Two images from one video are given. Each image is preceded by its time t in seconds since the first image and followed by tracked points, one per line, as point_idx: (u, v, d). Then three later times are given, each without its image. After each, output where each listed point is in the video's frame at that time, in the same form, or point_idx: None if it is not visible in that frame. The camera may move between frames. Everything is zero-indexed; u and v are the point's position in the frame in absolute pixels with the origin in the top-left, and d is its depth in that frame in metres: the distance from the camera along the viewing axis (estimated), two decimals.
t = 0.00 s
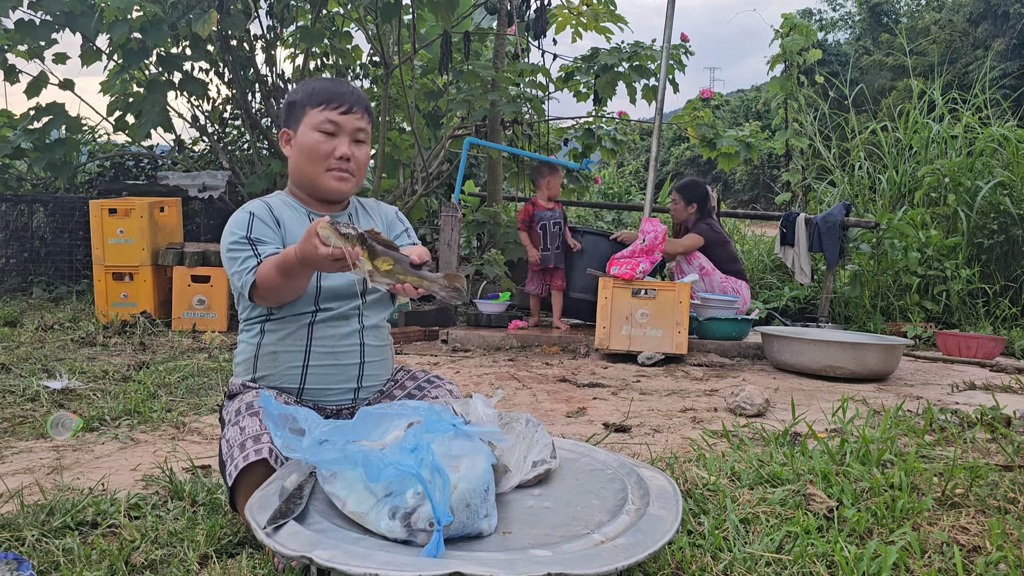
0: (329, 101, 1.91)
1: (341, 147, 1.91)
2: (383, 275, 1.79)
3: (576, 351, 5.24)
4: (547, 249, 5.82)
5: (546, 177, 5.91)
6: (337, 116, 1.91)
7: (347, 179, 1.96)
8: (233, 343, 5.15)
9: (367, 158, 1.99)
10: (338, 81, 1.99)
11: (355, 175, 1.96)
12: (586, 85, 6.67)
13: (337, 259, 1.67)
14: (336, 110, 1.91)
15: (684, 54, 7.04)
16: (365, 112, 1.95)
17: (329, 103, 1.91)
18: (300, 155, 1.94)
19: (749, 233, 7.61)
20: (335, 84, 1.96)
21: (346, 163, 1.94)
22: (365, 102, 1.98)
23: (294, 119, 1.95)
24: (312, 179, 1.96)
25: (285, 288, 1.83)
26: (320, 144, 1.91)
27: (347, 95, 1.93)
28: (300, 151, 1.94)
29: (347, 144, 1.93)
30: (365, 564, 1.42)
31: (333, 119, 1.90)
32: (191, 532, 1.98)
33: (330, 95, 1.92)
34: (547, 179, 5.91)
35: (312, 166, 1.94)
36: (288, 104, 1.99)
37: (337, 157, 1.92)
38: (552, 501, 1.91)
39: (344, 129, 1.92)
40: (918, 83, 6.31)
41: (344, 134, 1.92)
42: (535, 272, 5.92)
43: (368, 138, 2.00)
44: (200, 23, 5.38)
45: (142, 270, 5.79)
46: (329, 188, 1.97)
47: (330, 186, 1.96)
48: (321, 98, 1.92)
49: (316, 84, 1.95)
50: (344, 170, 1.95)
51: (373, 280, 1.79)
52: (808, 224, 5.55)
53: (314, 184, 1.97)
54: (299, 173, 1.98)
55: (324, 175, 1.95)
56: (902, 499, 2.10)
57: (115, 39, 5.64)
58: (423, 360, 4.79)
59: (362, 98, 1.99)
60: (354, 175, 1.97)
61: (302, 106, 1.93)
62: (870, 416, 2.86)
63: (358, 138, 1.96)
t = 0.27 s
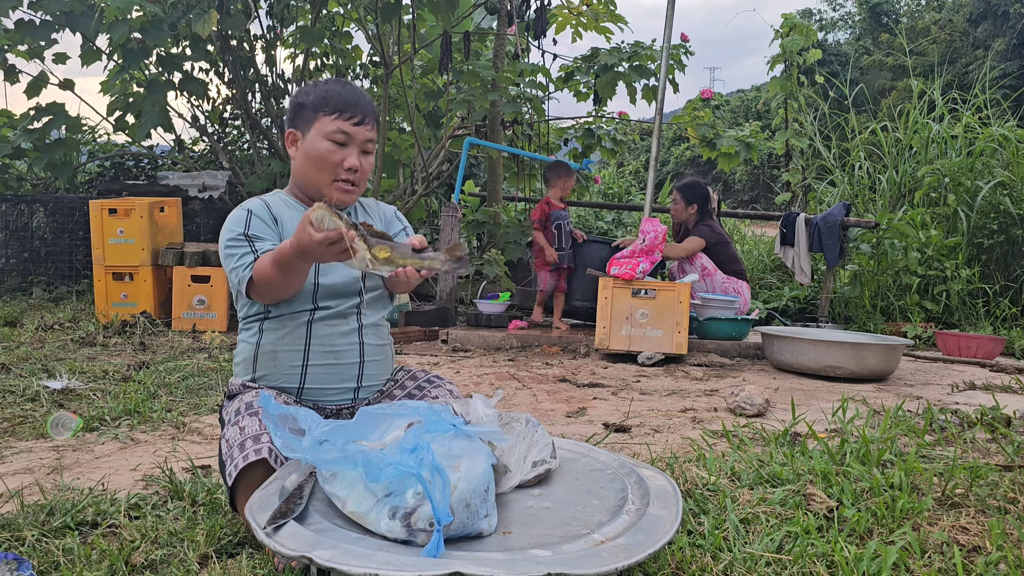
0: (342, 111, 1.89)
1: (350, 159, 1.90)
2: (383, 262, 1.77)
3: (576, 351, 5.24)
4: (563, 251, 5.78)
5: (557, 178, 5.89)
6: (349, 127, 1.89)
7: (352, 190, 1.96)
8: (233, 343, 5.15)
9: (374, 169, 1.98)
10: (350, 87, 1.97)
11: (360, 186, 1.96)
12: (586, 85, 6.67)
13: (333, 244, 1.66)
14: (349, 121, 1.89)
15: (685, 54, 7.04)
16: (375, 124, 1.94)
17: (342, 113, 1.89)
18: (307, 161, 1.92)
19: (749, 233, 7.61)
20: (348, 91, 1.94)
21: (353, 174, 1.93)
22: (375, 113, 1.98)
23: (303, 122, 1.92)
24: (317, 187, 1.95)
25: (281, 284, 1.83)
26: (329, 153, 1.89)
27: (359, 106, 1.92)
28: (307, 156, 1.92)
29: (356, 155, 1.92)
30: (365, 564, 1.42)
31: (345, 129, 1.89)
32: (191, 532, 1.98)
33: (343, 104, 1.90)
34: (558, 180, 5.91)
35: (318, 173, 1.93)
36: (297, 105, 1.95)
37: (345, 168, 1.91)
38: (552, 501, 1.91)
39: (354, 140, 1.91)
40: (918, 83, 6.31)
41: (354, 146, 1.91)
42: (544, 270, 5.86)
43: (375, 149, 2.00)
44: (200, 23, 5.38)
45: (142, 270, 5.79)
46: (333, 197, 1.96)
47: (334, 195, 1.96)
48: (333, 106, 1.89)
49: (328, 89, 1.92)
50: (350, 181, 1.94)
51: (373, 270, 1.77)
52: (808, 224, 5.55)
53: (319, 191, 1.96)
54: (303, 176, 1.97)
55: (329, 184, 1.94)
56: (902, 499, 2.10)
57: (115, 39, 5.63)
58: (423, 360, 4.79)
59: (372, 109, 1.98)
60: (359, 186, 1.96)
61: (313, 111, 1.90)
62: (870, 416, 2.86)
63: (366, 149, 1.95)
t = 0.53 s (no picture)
0: (343, 113, 1.89)
1: (351, 162, 1.89)
2: (383, 245, 1.75)
3: (576, 351, 5.24)
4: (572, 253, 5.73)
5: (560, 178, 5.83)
6: (350, 130, 1.89)
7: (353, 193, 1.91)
8: (233, 343, 5.15)
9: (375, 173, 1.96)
10: (352, 90, 1.97)
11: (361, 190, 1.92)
12: (586, 85, 6.67)
13: (332, 231, 1.64)
14: (350, 124, 1.89)
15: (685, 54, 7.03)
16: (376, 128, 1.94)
17: (343, 115, 1.89)
18: (308, 164, 1.92)
19: (749, 233, 7.61)
20: (349, 94, 1.94)
21: (354, 177, 1.90)
22: (377, 117, 1.97)
23: (304, 124, 1.93)
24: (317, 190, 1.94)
25: (282, 275, 1.82)
26: (329, 156, 1.88)
27: (361, 109, 1.92)
28: (308, 159, 1.92)
29: (357, 158, 1.90)
30: (365, 564, 1.42)
31: (346, 132, 1.88)
32: (191, 532, 1.98)
33: (345, 107, 1.90)
34: (564, 180, 5.86)
35: (318, 176, 1.92)
36: (299, 108, 1.95)
37: (345, 172, 1.89)
38: (552, 501, 1.91)
39: (356, 143, 1.90)
40: (918, 83, 6.31)
41: (355, 149, 1.90)
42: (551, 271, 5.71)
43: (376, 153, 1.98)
44: (200, 23, 5.38)
45: (142, 270, 5.79)
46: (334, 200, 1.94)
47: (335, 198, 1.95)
48: (335, 108, 1.89)
49: (330, 92, 1.92)
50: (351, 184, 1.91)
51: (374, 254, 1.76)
52: (808, 224, 5.55)
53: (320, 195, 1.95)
54: (304, 178, 1.97)
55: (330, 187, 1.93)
56: (902, 499, 2.10)
57: (115, 39, 5.63)
58: (423, 360, 4.79)
59: (374, 113, 1.97)
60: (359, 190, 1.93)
61: (314, 113, 1.90)
62: (870, 416, 2.86)
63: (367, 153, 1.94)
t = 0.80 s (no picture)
0: (355, 120, 1.88)
1: (362, 168, 1.91)
2: (369, 304, 1.75)
3: (576, 351, 5.24)
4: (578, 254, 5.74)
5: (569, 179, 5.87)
6: (362, 137, 1.89)
7: (361, 199, 1.96)
8: (233, 343, 5.15)
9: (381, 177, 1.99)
10: (357, 93, 1.95)
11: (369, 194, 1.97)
12: (586, 85, 6.67)
13: (328, 288, 1.68)
14: (362, 131, 1.89)
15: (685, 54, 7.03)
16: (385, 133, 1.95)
17: (354, 122, 1.88)
18: (318, 170, 1.91)
19: (749, 233, 7.61)
20: (358, 98, 1.93)
21: (364, 184, 1.94)
22: (383, 121, 1.97)
23: (312, 129, 1.90)
24: (326, 195, 1.95)
25: (266, 301, 1.84)
26: (342, 163, 1.89)
27: (370, 115, 1.91)
28: (320, 165, 1.91)
29: (367, 165, 1.92)
30: (365, 564, 1.42)
31: (358, 140, 1.88)
32: (191, 532, 1.98)
33: (356, 114, 1.89)
34: (571, 177, 5.89)
35: (328, 182, 1.92)
36: (306, 111, 1.92)
37: (356, 178, 1.92)
38: (552, 501, 1.91)
39: (366, 150, 1.91)
40: (918, 83, 6.31)
41: (366, 156, 1.91)
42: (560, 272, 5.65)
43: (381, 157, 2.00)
44: (200, 23, 5.38)
45: (142, 270, 5.79)
46: (342, 205, 1.96)
47: (344, 203, 1.96)
48: (345, 115, 1.88)
49: (339, 96, 1.91)
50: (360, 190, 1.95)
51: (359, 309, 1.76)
52: (808, 224, 5.55)
53: (328, 199, 1.96)
54: (311, 184, 1.95)
55: (339, 193, 1.94)
56: (902, 499, 2.10)
57: (115, 39, 5.63)
58: (423, 360, 4.79)
59: (381, 116, 1.97)
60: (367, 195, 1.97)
61: (324, 119, 1.88)
62: (870, 416, 2.86)
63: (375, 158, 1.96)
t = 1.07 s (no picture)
0: (367, 123, 1.87)
1: (373, 172, 1.90)
2: (378, 268, 1.68)
3: (576, 351, 5.24)
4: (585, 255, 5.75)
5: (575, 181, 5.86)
6: (374, 141, 1.87)
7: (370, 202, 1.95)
8: (233, 343, 5.15)
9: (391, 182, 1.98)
10: (369, 97, 1.94)
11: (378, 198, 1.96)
12: (586, 85, 6.67)
13: (323, 254, 1.66)
14: (374, 135, 1.87)
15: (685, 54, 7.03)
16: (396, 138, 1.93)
17: (367, 126, 1.87)
18: (328, 171, 1.89)
19: (749, 233, 7.61)
20: (370, 102, 1.91)
21: (374, 188, 1.92)
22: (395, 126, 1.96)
23: (324, 130, 1.88)
24: (335, 198, 1.93)
25: (273, 289, 1.83)
26: (354, 166, 1.87)
27: (383, 120, 1.90)
28: (331, 168, 1.89)
29: (378, 168, 1.91)
30: (365, 564, 1.42)
31: (371, 143, 1.87)
32: (191, 532, 1.98)
33: (368, 117, 1.88)
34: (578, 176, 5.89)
35: (338, 184, 1.90)
36: (317, 112, 1.90)
37: (367, 182, 1.90)
38: (552, 501, 1.91)
39: (378, 154, 1.89)
40: (918, 83, 6.31)
41: (377, 159, 1.89)
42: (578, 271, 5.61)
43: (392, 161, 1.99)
44: (200, 23, 5.38)
45: (142, 270, 5.79)
46: (351, 208, 1.95)
47: (353, 206, 1.95)
48: (358, 118, 1.87)
49: (351, 99, 1.89)
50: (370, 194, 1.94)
51: (368, 276, 1.69)
52: (808, 224, 5.55)
53: (336, 201, 1.94)
54: (320, 185, 1.93)
55: (349, 196, 1.92)
56: (902, 499, 2.10)
57: (115, 39, 5.63)
58: (423, 360, 4.79)
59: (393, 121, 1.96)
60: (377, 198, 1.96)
61: (337, 120, 1.87)
62: (870, 416, 2.86)
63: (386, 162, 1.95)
